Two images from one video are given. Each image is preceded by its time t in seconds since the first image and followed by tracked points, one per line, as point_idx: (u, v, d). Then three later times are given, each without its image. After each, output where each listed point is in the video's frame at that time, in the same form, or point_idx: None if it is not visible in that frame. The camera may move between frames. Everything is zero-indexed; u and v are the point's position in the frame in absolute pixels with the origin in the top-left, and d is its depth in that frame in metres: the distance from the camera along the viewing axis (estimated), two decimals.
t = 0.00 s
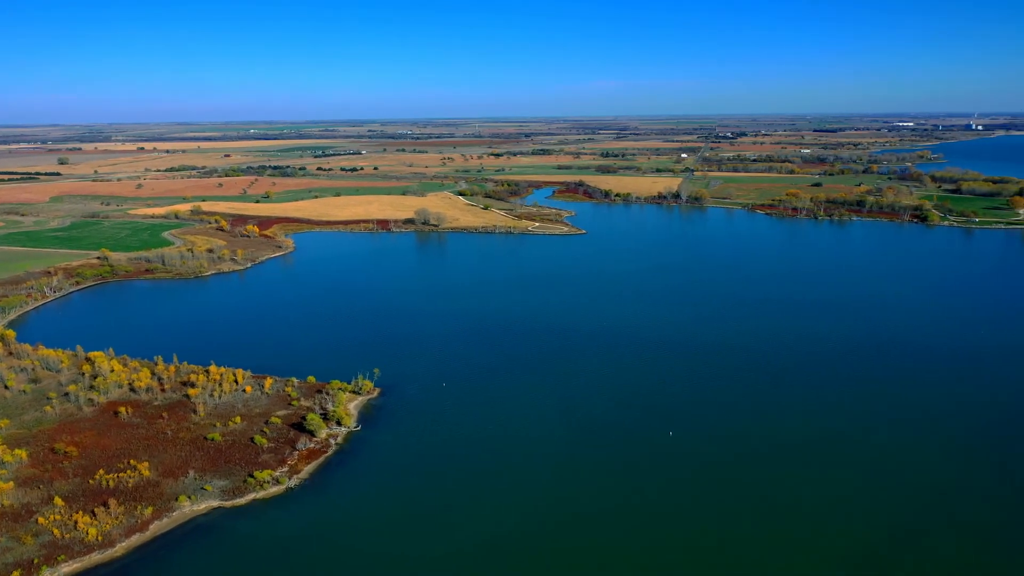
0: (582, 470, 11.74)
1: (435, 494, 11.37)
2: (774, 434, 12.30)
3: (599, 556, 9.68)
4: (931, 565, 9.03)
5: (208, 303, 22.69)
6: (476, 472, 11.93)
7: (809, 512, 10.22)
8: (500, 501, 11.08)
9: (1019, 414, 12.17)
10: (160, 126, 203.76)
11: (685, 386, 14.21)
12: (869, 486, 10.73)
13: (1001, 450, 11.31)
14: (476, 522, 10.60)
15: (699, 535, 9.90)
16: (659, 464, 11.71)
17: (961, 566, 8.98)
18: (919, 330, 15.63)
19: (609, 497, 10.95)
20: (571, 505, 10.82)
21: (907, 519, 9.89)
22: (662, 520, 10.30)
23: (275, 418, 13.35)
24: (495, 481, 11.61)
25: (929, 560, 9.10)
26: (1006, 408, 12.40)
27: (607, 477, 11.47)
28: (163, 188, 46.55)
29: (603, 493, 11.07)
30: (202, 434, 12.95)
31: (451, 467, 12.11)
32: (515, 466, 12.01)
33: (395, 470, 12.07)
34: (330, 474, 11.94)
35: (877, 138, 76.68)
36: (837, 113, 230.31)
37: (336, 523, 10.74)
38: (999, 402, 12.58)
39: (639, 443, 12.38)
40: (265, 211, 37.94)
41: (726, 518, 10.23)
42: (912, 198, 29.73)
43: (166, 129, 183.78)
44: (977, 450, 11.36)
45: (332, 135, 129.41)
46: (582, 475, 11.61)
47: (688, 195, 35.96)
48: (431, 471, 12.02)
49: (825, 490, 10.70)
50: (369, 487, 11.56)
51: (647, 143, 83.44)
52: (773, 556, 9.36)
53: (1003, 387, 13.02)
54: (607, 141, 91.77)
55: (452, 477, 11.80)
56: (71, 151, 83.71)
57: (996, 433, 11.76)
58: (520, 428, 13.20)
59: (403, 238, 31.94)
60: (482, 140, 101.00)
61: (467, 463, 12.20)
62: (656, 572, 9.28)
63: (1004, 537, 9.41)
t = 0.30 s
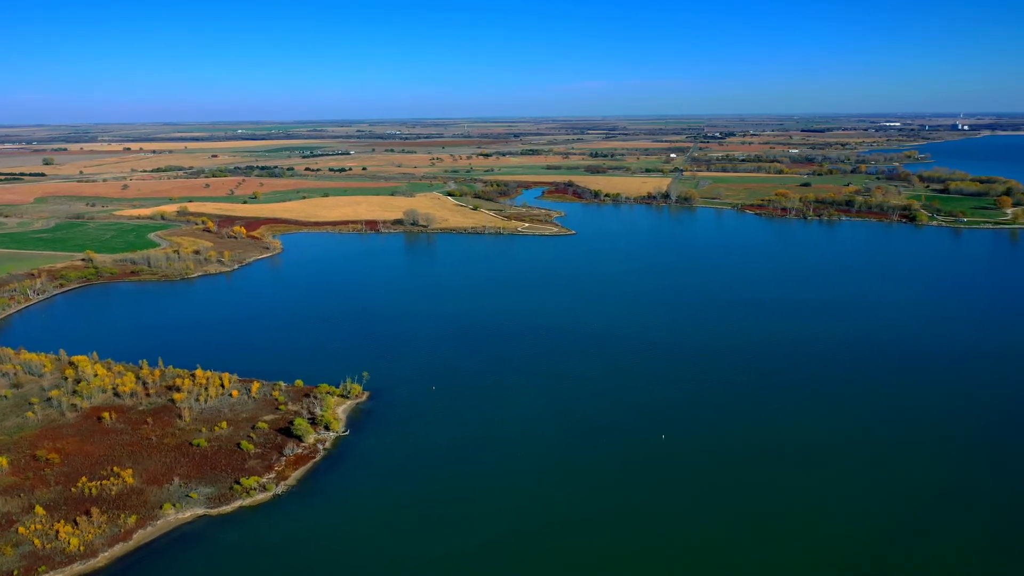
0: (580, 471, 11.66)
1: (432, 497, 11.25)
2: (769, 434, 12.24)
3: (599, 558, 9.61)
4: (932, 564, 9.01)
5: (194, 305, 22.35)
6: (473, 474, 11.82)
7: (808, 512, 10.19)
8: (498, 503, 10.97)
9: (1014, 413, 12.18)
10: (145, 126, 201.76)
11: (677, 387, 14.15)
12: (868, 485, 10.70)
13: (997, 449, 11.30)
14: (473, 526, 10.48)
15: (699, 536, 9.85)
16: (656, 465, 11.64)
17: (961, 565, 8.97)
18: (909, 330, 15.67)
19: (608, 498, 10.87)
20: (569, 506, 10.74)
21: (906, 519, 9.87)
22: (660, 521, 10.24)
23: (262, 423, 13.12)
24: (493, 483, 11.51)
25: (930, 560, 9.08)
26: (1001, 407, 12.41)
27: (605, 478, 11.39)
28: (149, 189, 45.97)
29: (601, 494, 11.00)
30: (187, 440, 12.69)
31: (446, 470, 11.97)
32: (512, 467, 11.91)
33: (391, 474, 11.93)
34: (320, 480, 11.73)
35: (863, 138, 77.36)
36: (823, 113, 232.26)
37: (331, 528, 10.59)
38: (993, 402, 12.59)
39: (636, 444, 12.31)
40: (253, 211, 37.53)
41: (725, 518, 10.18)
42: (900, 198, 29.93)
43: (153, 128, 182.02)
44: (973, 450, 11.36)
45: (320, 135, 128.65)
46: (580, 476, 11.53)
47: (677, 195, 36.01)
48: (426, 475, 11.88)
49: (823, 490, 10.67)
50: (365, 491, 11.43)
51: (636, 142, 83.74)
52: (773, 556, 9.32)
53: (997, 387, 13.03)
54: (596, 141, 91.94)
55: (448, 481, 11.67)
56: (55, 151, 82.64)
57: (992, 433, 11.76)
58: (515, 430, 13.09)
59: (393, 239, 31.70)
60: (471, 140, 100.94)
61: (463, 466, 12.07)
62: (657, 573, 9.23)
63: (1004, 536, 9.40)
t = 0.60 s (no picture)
0: (575, 473, 11.57)
1: (426, 501, 11.11)
2: (762, 435, 12.21)
3: (596, 561, 9.52)
4: (930, 564, 8.98)
5: (181, 308, 22.00)
6: (466, 477, 11.69)
7: (804, 512, 10.15)
8: (492, 506, 10.85)
9: (1007, 413, 12.20)
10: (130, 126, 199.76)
11: (670, 388, 14.09)
12: (864, 485, 10.68)
13: (991, 449, 11.31)
14: (468, 530, 10.36)
15: (695, 537, 9.80)
16: (651, 466, 11.58)
17: (959, 565, 8.95)
18: (899, 330, 15.71)
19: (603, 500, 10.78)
20: (565, 509, 10.64)
21: (903, 518, 9.85)
22: (656, 523, 10.17)
23: (249, 429, 12.88)
24: (487, 486, 11.39)
25: (928, 560, 9.04)
26: (994, 407, 12.42)
27: (600, 480, 11.31)
28: (135, 190, 45.40)
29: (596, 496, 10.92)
30: (171, 446, 12.43)
31: (440, 474, 11.84)
32: (507, 470, 11.80)
33: (383, 478, 11.78)
34: (309, 486, 11.53)
35: (851, 138, 78.01)
36: (810, 113, 234.37)
37: (323, 534, 10.43)
38: (986, 401, 12.61)
39: (630, 445, 12.24)
40: (240, 212, 37.12)
41: (722, 519, 10.13)
42: (888, 198, 30.11)
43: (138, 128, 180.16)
44: (967, 449, 11.36)
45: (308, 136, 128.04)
46: (575, 478, 11.44)
47: (667, 195, 36.07)
48: (419, 479, 11.73)
49: (819, 490, 10.65)
50: (361, 495, 11.32)
51: (625, 142, 84.10)
52: (770, 557, 9.27)
53: (989, 386, 13.06)
54: (585, 141, 92.03)
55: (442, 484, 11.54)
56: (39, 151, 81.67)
57: (985, 433, 11.77)
58: (509, 433, 12.97)
59: (382, 240, 31.46)
60: (460, 140, 101.00)
61: (457, 469, 11.94)
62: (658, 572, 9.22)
63: (1001, 535, 9.39)
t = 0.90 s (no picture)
0: (569, 475, 11.47)
1: (418, 506, 10.96)
2: (756, 436, 12.16)
3: (591, 564, 9.42)
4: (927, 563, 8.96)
5: (167, 310, 21.66)
6: (459, 481, 11.55)
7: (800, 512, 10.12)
8: (486, 510, 10.72)
9: (998, 413, 12.23)
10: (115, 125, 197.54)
11: (662, 389, 14.00)
12: (859, 486, 10.65)
13: (983, 449, 11.33)
14: (461, 535, 10.21)
15: (691, 539, 9.73)
16: (645, 468, 11.49)
17: (956, 564, 8.93)
18: (890, 331, 15.74)
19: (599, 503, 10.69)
20: (559, 512, 10.54)
21: (899, 518, 9.83)
22: (652, 525, 10.08)
23: (235, 434, 12.65)
24: (480, 490, 11.26)
25: (925, 560, 9.02)
26: (986, 407, 12.44)
27: (594, 482, 11.22)
28: (121, 190, 44.82)
29: (591, 498, 10.83)
30: (156, 453, 12.17)
31: (432, 479, 11.68)
32: (500, 473, 11.67)
33: (374, 483, 11.61)
34: (297, 493, 11.31)
35: (839, 138, 78.60)
36: (797, 113, 236.18)
37: (314, 540, 10.27)
38: (977, 402, 12.64)
39: (623, 447, 12.14)
40: (227, 213, 36.70)
41: (717, 520, 10.07)
42: (877, 198, 30.30)
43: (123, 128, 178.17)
44: (959, 449, 11.37)
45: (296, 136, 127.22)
46: (569, 480, 11.33)
47: (657, 195, 36.12)
48: (411, 484, 11.57)
49: (814, 490, 10.61)
50: (353, 500, 11.16)
51: (614, 142, 84.33)
52: (767, 558, 9.21)
53: (980, 387, 13.09)
54: (575, 140, 92.83)
55: (434, 489, 11.38)
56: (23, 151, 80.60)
57: (977, 432, 11.79)
58: (502, 436, 12.84)
59: (371, 241, 31.21)
60: (449, 140, 100.91)
61: (449, 474, 11.79)
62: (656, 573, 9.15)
63: (995, 534, 9.40)
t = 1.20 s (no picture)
0: (565, 478, 11.33)
1: (412, 512, 10.77)
2: (748, 437, 12.11)
3: (591, 569, 9.29)
4: (930, 563, 8.93)
5: (152, 313, 21.31)
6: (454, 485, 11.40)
7: (797, 511, 10.09)
8: (482, 515, 10.56)
9: (990, 412, 12.27)
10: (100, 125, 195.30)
11: (655, 392, 13.92)
12: (856, 486, 10.63)
13: (975, 447, 11.35)
14: (457, 540, 10.05)
15: (691, 542, 9.62)
16: (642, 471, 11.39)
17: (959, 564, 8.90)
18: (880, 331, 15.77)
19: (595, 506, 10.57)
20: (556, 515, 10.41)
21: (898, 518, 9.81)
22: (652, 528, 9.98)
23: (221, 440, 12.41)
24: (475, 495, 11.08)
25: (926, 559, 9.01)
26: (976, 406, 12.48)
27: (591, 485, 11.11)
28: (106, 191, 44.21)
29: (588, 501, 10.70)
30: (140, 459, 11.91)
31: (424, 483, 11.52)
32: (495, 477, 11.52)
33: (366, 489, 11.42)
34: (285, 499, 11.13)
35: (826, 138, 79.32)
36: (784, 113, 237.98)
37: (304, 547, 10.09)
38: (968, 401, 12.67)
39: (618, 449, 12.07)
40: (214, 214, 36.29)
41: (717, 522, 9.99)
42: (865, 198, 30.49)
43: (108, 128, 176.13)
44: (951, 449, 11.37)
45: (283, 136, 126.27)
46: (565, 483, 11.20)
47: (646, 195, 36.16)
48: (403, 489, 11.40)
49: (811, 491, 10.56)
50: (344, 505, 11.00)
51: (603, 142, 84.54)
52: (769, 561, 9.13)
53: (970, 386, 13.14)
54: (564, 140, 93.11)
55: (428, 494, 11.21)
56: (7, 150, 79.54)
57: (969, 431, 11.82)
58: (495, 438, 12.71)
59: (359, 242, 30.94)
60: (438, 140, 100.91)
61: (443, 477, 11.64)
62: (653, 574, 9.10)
63: (996, 533, 9.39)
